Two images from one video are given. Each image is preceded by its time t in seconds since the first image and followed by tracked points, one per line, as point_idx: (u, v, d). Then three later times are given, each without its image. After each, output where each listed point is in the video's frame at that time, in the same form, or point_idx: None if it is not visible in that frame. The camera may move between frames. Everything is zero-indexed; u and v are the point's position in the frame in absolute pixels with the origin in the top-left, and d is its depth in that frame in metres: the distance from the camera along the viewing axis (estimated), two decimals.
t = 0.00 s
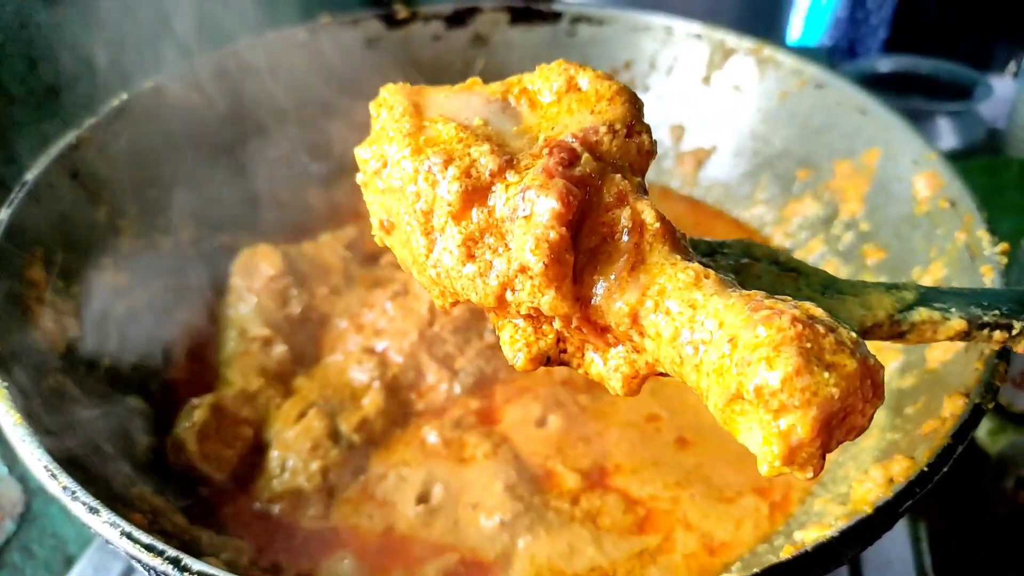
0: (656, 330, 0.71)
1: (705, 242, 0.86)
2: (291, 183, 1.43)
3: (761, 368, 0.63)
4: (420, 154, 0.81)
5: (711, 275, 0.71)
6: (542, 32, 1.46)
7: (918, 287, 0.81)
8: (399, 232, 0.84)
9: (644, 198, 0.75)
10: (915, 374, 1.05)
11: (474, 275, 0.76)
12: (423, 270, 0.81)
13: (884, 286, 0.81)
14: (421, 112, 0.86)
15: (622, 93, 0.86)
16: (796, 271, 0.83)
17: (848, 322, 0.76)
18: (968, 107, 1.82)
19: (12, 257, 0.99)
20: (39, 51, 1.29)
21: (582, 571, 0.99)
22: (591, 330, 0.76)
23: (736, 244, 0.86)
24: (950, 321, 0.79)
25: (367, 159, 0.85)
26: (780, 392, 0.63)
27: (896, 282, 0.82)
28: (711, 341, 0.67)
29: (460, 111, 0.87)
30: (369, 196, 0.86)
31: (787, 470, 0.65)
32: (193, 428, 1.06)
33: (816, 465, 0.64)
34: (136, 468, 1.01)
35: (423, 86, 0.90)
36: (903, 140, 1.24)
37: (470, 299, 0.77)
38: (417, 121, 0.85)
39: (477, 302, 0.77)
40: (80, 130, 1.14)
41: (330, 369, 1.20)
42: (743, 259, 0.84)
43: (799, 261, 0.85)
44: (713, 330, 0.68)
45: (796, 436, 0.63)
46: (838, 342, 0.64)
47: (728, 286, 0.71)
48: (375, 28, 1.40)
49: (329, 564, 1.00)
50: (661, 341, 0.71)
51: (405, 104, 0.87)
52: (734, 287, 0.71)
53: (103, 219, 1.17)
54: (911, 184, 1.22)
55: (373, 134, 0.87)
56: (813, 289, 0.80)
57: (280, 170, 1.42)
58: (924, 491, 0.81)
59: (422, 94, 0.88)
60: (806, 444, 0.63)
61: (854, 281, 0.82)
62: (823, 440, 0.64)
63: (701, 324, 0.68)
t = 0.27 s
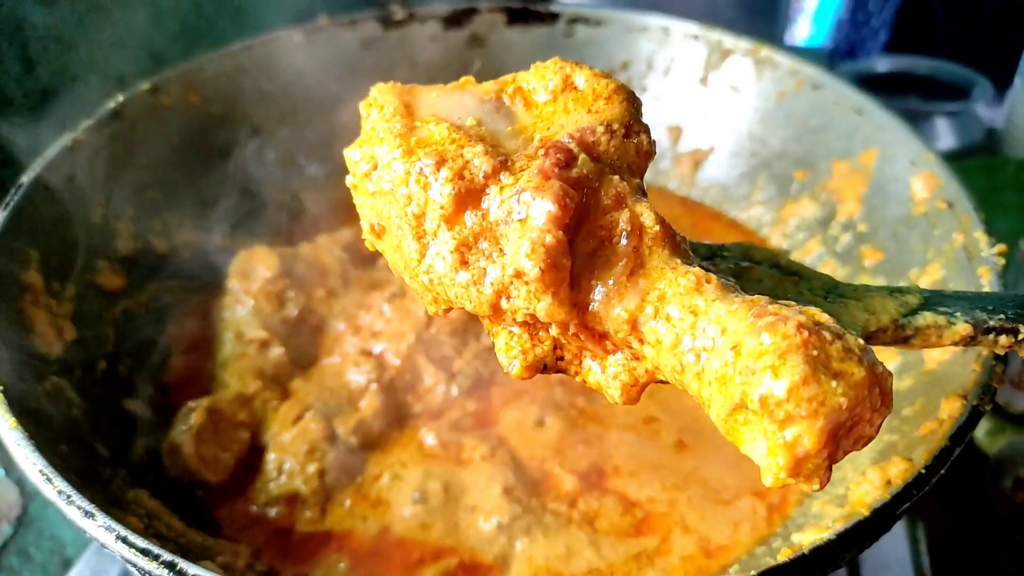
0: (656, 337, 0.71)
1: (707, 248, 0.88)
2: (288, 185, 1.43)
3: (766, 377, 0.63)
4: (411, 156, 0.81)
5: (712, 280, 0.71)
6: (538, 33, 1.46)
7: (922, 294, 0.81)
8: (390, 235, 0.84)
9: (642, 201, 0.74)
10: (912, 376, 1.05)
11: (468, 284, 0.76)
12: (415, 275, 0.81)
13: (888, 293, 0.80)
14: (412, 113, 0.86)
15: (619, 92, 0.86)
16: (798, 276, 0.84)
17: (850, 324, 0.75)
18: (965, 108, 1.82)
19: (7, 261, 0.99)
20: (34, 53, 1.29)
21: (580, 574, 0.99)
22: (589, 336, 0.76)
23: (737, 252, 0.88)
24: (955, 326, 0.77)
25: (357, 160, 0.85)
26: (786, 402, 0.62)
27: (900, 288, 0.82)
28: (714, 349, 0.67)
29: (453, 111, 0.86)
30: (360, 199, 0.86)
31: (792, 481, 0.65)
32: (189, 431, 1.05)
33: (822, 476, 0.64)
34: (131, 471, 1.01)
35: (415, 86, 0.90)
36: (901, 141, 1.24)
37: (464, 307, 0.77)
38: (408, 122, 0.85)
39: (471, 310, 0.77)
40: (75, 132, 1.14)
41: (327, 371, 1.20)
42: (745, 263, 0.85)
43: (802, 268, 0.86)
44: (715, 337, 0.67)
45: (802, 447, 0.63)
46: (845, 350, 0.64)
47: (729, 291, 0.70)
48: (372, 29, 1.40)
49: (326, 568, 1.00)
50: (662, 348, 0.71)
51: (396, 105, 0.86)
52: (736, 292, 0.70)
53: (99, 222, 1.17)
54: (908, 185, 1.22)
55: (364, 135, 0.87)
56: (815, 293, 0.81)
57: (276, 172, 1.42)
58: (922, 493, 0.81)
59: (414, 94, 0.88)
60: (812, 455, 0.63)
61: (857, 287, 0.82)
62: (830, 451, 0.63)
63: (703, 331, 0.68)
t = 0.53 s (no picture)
0: (658, 332, 0.71)
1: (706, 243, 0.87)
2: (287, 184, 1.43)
3: (765, 369, 0.63)
4: (413, 153, 0.80)
5: (712, 274, 0.70)
6: (537, 32, 1.46)
7: (922, 288, 0.80)
8: (392, 232, 0.83)
9: (642, 196, 0.75)
10: (910, 374, 1.05)
11: (470, 281, 0.76)
12: (417, 272, 0.81)
13: (887, 288, 0.80)
14: (414, 110, 0.86)
15: (619, 89, 0.85)
16: (798, 272, 0.84)
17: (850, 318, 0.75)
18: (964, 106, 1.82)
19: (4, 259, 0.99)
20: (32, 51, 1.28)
21: (579, 572, 0.99)
22: (591, 331, 0.75)
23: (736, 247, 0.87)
24: (955, 320, 0.77)
25: (359, 158, 0.84)
26: (786, 393, 0.62)
27: (899, 283, 0.81)
28: (713, 342, 0.67)
29: (454, 108, 0.86)
30: (361, 197, 0.85)
31: (792, 472, 0.65)
32: (188, 429, 1.06)
33: (821, 467, 0.64)
34: (130, 470, 1.01)
35: (415, 84, 0.89)
36: (901, 142, 1.23)
37: (466, 305, 0.77)
38: (409, 119, 0.84)
39: (473, 307, 0.77)
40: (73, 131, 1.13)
41: (326, 370, 1.20)
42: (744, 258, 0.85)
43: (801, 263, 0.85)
44: (715, 330, 0.67)
45: (801, 438, 0.63)
46: (843, 343, 0.64)
47: (729, 285, 0.70)
48: (370, 28, 1.40)
49: (324, 566, 1.00)
50: (662, 342, 0.71)
51: (397, 102, 0.86)
52: (736, 286, 0.70)
53: (97, 221, 1.17)
54: (906, 184, 1.21)
55: (365, 132, 0.86)
56: (814, 289, 0.80)
57: (275, 170, 1.42)
58: (920, 491, 0.81)
59: (415, 92, 0.88)
60: (811, 446, 0.63)
61: (857, 282, 0.82)
62: (828, 443, 0.64)
63: (703, 324, 0.68)
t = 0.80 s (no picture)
0: (663, 342, 0.71)
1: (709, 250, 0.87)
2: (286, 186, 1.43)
3: (771, 381, 0.63)
4: (420, 164, 0.81)
5: (717, 284, 0.71)
6: (536, 34, 1.46)
7: (924, 294, 0.80)
8: (398, 242, 0.83)
9: (647, 206, 0.75)
10: (908, 376, 1.05)
11: (476, 293, 0.76)
12: (424, 282, 0.81)
13: (889, 293, 0.80)
14: (419, 121, 0.86)
15: (624, 100, 0.86)
16: (801, 278, 0.84)
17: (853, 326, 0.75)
18: (963, 108, 1.82)
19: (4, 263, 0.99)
20: (32, 53, 1.29)
21: (578, 573, 0.99)
22: (596, 341, 0.76)
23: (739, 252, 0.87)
24: (957, 327, 0.77)
25: (366, 169, 0.85)
26: (791, 404, 0.62)
27: (901, 289, 0.81)
28: (719, 352, 0.67)
29: (460, 119, 0.86)
30: (367, 207, 0.86)
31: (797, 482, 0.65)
32: (187, 431, 1.06)
33: (826, 477, 0.64)
34: (129, 472, 1.01)
35: (421, 94, 0.90)
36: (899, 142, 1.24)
37: (473, 316, 0.78)
38: (416, 129, 0.85)
39: (480, 319, 0.77)
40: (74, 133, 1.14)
41: (325, 372, 1.20)
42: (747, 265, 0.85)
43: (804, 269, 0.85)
44: (720, 340, 0.68)
45: (807, 448, 0.63)
46: (848, 353, 0.64)
47: (734, 295, 0.70)
48: (370, 30, 1.40)
49: (323, 568, 1.00)
50: (667, 352, 0.71)
51: (404, 112, 0.86)
52: (741, 296, 0.71)
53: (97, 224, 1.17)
54: (905, 186, 1.21)
55: (372, 143, 0.87)
56: (817, 295, 0.80)
57: (275, 172, 1.42)
58: (918, 492, 0.81)
59: (420, 102, 0.88)
60: (817, 456, 0.63)
61: (859, 287, 0.81)
62: (833, 452, 0.64)
63: (709, 334, 0.68)
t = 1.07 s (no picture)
0: (658, 364, 0.71)
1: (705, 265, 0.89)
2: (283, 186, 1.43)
3: (765, 407, 0.63)
4: (414, 188, 0.81)
5: (711, 306, 0.71)
6: (534, 35, 1.47)
7: (919, 308, 0.80)
8: (395, 264, 0.84)
9: (641, 228, 0.76)
10: (906, 375, 1.05)
11: (472, 318, 0.77)
12: (420, 304, 0.82)
13: (885, 307, 0.80)
14: (414, 143, 0.86)
15: (617, 121, 0.86)
16: (797, 293, 0.84)
17: (847, 342, 0.76)
18: (960, 108, 1.82)
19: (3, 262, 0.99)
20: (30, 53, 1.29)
21: (576, 572, 0.99)
22: (592, 364, 0.76)
23: (737, 268, 0.88)
24: (952, 341, 0.77)
25: (360, 191, 0.85)
26: (784, 430, 0.62)
27: (897, 303, 0.81)
28: (713, 375, 0.67)
29: (455, 141, 0.87)
30: (363, 228, 0.86)
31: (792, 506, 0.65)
32: (185, 431, 1.06)
33: (821, 500, 0.64)
34: (127, 472, 1.01)
35: (416, 117, 0.90)
36: (896, 143, 1.24)
37: (470, 340, 0.78)
38: (411, 153, 0.85)
39: (476, 342, 0.78)
40: (72, 132, 1.14)
41: (323, 372, 1.20)
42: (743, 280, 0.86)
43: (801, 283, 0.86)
44: (714, 363, 0.68)
45: (801, 473, 0.62)
46: (842, 377, 0.64)
47: (729, 317, 0.71)
48: (368, 31, 1.40)
49: (321, 568, 1.00)
50: (662, 374, 0.71)
51: (399, 136, 0.87)
52: (734, 318, 0.71)
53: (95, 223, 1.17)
54: (903, 186, 1.22)
55: (367, 166, 0.87)
56: (812, 310, 0.81)
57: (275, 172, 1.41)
58: (914, 490, 0.81)
59: (415, 124, 0.89)
60: (811, 481, 0.63)
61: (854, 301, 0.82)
62: (828, 476, 0.63)
63: (703, 357, 0.68)
